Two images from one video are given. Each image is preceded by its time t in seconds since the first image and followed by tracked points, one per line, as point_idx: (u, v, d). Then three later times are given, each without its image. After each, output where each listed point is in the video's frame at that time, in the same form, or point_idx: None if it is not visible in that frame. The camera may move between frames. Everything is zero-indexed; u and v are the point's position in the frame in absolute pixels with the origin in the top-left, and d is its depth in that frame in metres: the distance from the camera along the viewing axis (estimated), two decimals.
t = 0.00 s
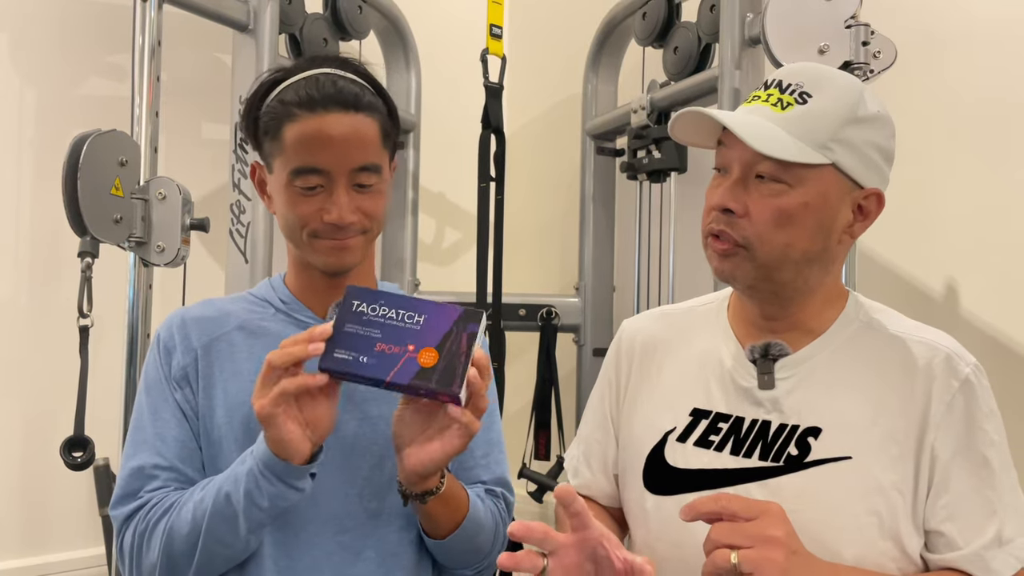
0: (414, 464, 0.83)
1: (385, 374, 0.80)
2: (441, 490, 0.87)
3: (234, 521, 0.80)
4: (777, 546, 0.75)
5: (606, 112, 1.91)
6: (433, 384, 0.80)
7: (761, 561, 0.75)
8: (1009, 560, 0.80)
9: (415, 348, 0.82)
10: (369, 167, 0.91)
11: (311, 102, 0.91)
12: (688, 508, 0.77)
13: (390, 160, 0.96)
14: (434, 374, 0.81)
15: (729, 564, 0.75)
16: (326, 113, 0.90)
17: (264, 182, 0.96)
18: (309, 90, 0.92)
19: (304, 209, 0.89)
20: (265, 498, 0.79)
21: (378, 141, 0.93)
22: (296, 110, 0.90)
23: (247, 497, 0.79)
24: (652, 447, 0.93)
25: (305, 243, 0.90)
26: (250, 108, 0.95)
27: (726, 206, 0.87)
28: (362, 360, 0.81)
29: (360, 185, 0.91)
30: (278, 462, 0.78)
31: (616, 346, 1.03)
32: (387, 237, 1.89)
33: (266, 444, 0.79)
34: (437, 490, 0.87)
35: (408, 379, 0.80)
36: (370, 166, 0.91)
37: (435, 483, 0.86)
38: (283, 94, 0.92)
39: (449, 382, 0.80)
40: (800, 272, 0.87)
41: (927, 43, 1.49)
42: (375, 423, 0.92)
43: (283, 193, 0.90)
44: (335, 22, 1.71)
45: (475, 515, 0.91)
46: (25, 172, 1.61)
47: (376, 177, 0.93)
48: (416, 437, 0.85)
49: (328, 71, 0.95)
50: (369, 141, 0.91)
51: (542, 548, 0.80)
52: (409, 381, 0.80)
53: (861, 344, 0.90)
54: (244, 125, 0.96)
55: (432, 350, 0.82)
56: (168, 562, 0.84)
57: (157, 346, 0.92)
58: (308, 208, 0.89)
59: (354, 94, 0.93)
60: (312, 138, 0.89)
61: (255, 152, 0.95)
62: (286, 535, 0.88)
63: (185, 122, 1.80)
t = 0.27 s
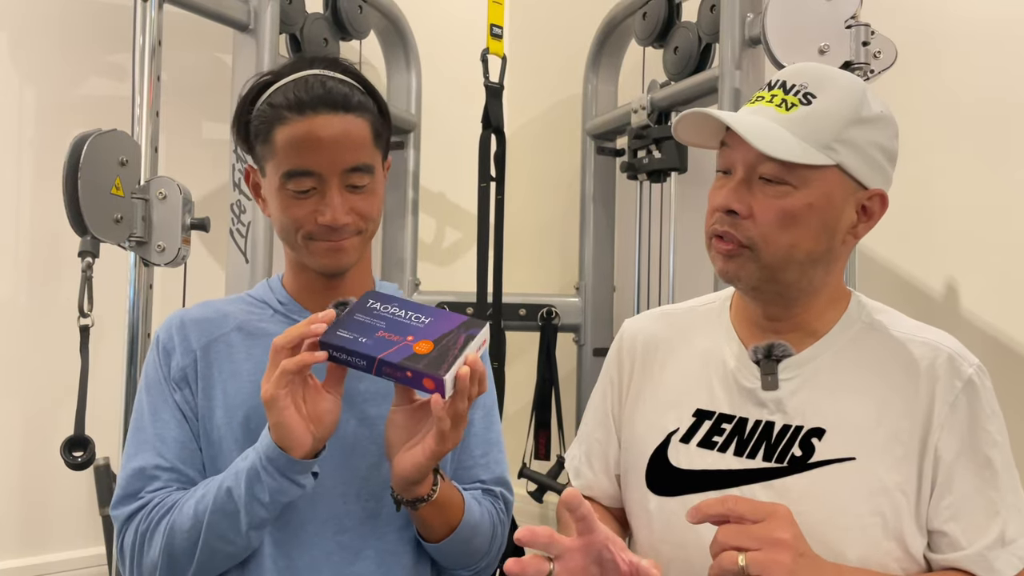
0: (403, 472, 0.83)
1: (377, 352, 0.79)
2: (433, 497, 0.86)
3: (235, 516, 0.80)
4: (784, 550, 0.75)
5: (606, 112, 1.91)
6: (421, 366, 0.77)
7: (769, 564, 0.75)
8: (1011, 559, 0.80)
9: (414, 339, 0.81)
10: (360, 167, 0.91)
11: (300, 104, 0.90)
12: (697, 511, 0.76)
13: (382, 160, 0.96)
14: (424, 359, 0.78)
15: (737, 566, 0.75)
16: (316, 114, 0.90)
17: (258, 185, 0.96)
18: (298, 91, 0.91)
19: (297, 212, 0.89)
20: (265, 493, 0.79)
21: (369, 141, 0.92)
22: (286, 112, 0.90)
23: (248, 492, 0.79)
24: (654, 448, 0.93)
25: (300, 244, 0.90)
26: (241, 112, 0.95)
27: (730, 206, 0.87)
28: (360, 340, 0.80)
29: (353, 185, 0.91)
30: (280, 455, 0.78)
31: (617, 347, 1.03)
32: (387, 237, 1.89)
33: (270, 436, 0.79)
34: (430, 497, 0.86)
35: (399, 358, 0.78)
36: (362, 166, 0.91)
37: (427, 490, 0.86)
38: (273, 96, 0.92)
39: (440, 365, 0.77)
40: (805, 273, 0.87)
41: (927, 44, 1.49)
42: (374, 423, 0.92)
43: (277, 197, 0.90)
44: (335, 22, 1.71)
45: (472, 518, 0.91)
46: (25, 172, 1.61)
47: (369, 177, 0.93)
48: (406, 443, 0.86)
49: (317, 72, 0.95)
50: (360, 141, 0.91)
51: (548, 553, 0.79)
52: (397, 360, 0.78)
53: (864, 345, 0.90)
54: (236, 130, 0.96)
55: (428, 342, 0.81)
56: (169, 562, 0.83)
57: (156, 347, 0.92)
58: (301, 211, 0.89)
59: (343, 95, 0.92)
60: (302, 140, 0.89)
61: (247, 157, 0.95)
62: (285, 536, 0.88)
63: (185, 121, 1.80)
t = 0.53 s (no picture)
0: (399, 471, 0.83)
1: (375, 350, 0.78)
2: (430, 498, 0.86)
3: (235, 518, 0.80)
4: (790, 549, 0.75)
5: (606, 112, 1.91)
6: (420, 364, 0.77)
7: (774, 563, 0.75)
8: (1013, 559, 0.80)
9: (413, 340, 0.81)
10: (360, 162, 0.91)
11: (300, 99, 0.90)
12: (701, 511, 0.76)
13: (381, 156, 0.96)
14: (424, 357, 0.78)
15: (743, 564, 0.75)
16: (315, 109, 0.90)
17: (255, 183, 0.96)
18: (296, 87, 0.91)
19: (296, 206, 0.89)
20: (265, 495, 0.79)
21: (368, 136, 0.93)
22: (285, 107, 0.90)
23: (247, 493, 0.79)
24: (656, 448, 0.93)
25: (299, 241, 0.90)
26: (239, 110, 0.95)
27: (733, 206, 0.87)
28: (359, 340, 0.80)
29: (352, 180, 0.91)
30: (280, 457, 0.78)
31: (619, 346, 1.03)
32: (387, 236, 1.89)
33: (270, 438, 0.79)
34: (426, 498, 0.86)
35: (398, 356, 0.77)
36: (361, 161, 0.91)
37: (424, 491, 0.85)
38: (272, 92, 0.92)
39: (439, 362, 0.77)
40: (808, 271, 0.87)
41: (928, 43, 1.49)
42: (372, 422, 0.92)
43: (275, 192, 0.89)
44: (335, 21, 1.71)
45: (470, 517, 0.91)
46: (24, 171, 1.60)
47: (368, 172, 0.93)
48: (403, 443, 0.86)
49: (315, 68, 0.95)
50: (359, 135, 0.91)
51: (553, 552, 0.80)
52: (396, 357, 0.77)
53: (867, 344, 0.90)
54: (234, 128, 0.96)
55: (428, 342, 0.81)
56: (167, 563, 0.83)
57: (153, 347, 0.92)
58: (300, 205, 0.89)
59: (342, 90, 0.93)
60: (302, 134, 0.89)
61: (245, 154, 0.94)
62: (284, 536, 0.87)
63: (184, 121, 1.79)
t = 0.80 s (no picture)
0: (399, 469, 0.83)
1: (372, 348, 0.77)
2: (428, 498, 0.86)
3: (232, 521, 0.80)
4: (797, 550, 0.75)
5: (606, 111, 1.90)
6: (419, 362, 0.76)
7: (783, 565, 0.74)
8: (1015, 560, 0.80)
9: (410, 339, 0.81)
10: (361, 155, 0.91)
11: (301, 93, 0.90)
12: (710, 512, 0.76)
13: (381, 151, 0.96)
14: (422, 355, 0.77)
15: (751, 567, 0.75)
16: (316, 102, 0.90)
17: (256, 181, 0.96)
18: (298, 81, 0.91)
19: (297, 201, 0.88)
20: (262, 498, 0.79)
21: (369, 130, 0.92)
22: (286, 101, 0.90)
23: (245, 496, 0.78)
24: (657, 447, 0.92)
25: (300, 235, 0.89)
26: (240, 106, 0.95)
27: (734, 207, 0.86)
28: (355, 339, 0.79)
29: (353, 174, 0.91)
30: (276, 460, 0.78)
31: (619, 345, 1.03)
32: (386, 236, 1.88)
33: (266, 440, 0.78)
34: (425, 498, 0.85)
35: (397, 354, 0.77)
36: (362, 155, 0.91)
37: (422, 491, 0.85)
38: (273, 87, 0.92)
39: (438, 360, 0.76)
40: (811, 269, 0.87)
41: (927, 43, 1.49)
42: (370, 422, 0.92)
43: (276, 187, 0.89)
44: (334, 20, 1.71)
45: (468, 517, 0.90)
46: (23, 171, 1.60)
47: (368, 166, 0.92)
48: (401, 443, 0.85)
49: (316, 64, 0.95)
50: (360, 129, 0.91)
51: (553, 545, 0.79)
52: (393, 355, 0.77)
53: (868, 343, 0.89)
54: (234, 125, 0.95)
55: (425, 342, 0.80)
56: (164, 564, 0.83)
57: (151, 346, 0.91)
58: (301, 200, 0.88)
59: (343, 84, 0.93)
60: (303, 128, 0.88)
61: (246, 150, 0.94)
62: (282, 535, 0.87)
63: (184, 119, 1.79)
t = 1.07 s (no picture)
0: (398, 466, 0.83)
1: (365, 344, 0.77)
2: (426, 495, 0.86)
3: (228, 522, 0.80)
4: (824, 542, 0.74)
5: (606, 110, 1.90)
6: (414, 355, 0.76)
7: (811, 558, 0.73)
8: (1015, 559, 0.80)
9: (401, 335, 0.81)
10: (368, 160, 0.91)
11: (310, 97, 0.90)
12: (733, 505, 0.74)
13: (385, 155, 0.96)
14: (416, 349, 0.77)
15: (778, 560, 0.73)
16: (325, 106, 0.90)
17: (258, 181, 0.95)
18: (306, 84, 0.91)
19: (305, 204, 0.88)
20: (258, 499, 0.78)
21: (376, 135, 0.93)
22: (295, 104, 0.90)
23: (241, 497, 0.78)
24: (657, 447, 0.92)
25: (305, 239, 0.89)
26: (245, 106, 0.94)
27: (736, 207, 0.86)
28: (346, 336, 0.79)
29: (360, 178, 0.91)
30: (272, 461, 0.78)
31: (618, 345, 1.03)
32: (385, 235, 1.88)
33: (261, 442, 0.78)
34: (423, 495, 0.85)
35: (389, 348, 0.77)
36: (370, 159, 0.91)
37: (420, 488, 0.85)
38: (280, 89, 0.92)
39: (432, 354, 0.77)
40: (812, 269, 0.86)
41: (927, 42, 1.49)
42: (367, 421, 0.92)
43: (283, 189, 0.89)
44: (333, 19, 1.70)
45: (464, 516, 0.90)
46: (22, 170, 1.60)
47: (375, 171, 0.93)
48: (399, 439, 0.85)
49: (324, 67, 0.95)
50: (368, 134, 0.91)
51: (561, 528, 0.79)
52: (387, 349, 0.77)
53: (868, 342, 0.89)
54: (238, 125, 0.95)
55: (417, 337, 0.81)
56: (160, 563, 0.83)
57: (148, 345, 0.91)
58: (309, 203, 0.88)
59: (351, 88, 0.93)
60: (313, 131, 0.88)
61: (250, 151, 0.94)
62: (279, 535, 0.87)
63: (183, 118, 1.79)
